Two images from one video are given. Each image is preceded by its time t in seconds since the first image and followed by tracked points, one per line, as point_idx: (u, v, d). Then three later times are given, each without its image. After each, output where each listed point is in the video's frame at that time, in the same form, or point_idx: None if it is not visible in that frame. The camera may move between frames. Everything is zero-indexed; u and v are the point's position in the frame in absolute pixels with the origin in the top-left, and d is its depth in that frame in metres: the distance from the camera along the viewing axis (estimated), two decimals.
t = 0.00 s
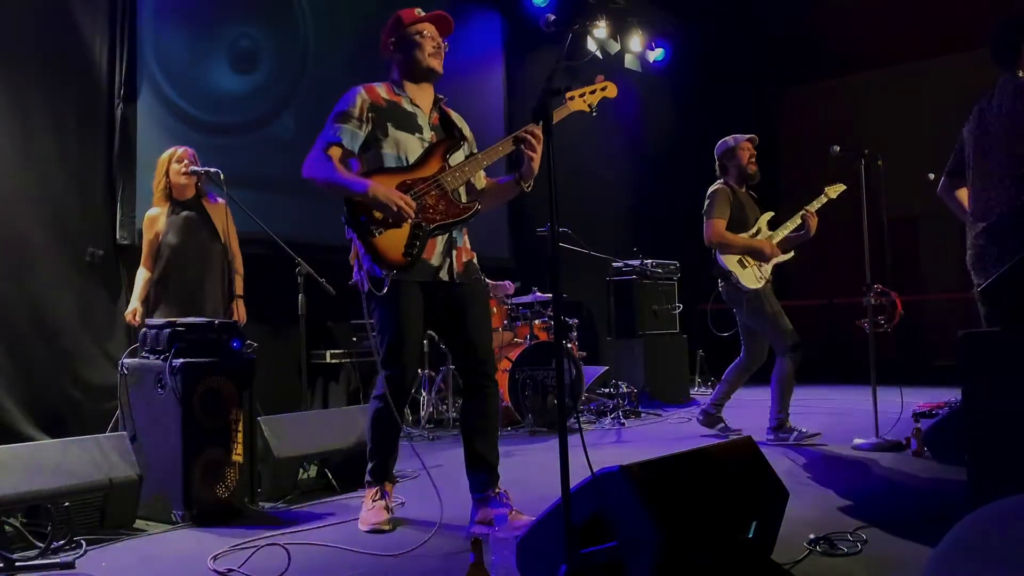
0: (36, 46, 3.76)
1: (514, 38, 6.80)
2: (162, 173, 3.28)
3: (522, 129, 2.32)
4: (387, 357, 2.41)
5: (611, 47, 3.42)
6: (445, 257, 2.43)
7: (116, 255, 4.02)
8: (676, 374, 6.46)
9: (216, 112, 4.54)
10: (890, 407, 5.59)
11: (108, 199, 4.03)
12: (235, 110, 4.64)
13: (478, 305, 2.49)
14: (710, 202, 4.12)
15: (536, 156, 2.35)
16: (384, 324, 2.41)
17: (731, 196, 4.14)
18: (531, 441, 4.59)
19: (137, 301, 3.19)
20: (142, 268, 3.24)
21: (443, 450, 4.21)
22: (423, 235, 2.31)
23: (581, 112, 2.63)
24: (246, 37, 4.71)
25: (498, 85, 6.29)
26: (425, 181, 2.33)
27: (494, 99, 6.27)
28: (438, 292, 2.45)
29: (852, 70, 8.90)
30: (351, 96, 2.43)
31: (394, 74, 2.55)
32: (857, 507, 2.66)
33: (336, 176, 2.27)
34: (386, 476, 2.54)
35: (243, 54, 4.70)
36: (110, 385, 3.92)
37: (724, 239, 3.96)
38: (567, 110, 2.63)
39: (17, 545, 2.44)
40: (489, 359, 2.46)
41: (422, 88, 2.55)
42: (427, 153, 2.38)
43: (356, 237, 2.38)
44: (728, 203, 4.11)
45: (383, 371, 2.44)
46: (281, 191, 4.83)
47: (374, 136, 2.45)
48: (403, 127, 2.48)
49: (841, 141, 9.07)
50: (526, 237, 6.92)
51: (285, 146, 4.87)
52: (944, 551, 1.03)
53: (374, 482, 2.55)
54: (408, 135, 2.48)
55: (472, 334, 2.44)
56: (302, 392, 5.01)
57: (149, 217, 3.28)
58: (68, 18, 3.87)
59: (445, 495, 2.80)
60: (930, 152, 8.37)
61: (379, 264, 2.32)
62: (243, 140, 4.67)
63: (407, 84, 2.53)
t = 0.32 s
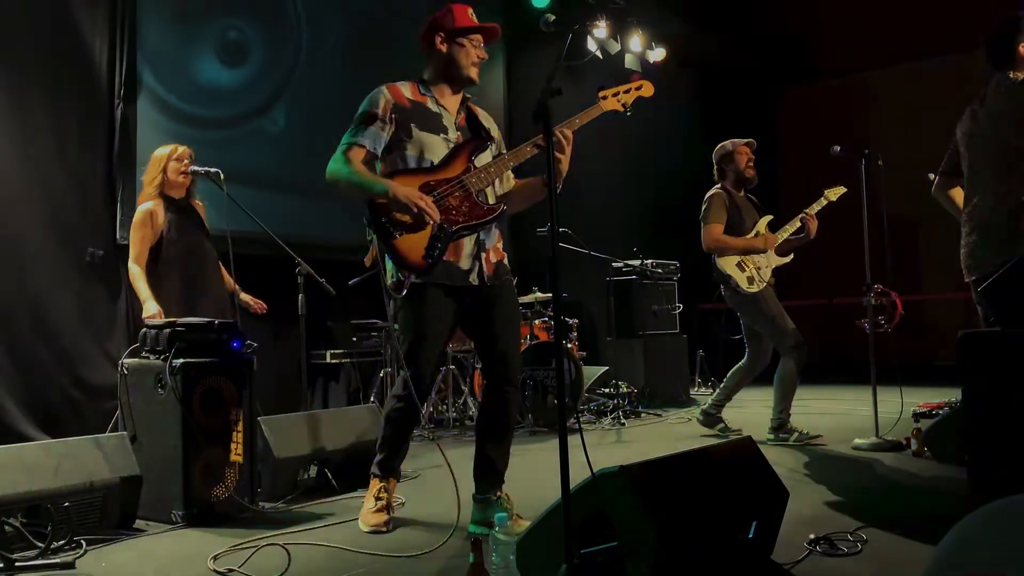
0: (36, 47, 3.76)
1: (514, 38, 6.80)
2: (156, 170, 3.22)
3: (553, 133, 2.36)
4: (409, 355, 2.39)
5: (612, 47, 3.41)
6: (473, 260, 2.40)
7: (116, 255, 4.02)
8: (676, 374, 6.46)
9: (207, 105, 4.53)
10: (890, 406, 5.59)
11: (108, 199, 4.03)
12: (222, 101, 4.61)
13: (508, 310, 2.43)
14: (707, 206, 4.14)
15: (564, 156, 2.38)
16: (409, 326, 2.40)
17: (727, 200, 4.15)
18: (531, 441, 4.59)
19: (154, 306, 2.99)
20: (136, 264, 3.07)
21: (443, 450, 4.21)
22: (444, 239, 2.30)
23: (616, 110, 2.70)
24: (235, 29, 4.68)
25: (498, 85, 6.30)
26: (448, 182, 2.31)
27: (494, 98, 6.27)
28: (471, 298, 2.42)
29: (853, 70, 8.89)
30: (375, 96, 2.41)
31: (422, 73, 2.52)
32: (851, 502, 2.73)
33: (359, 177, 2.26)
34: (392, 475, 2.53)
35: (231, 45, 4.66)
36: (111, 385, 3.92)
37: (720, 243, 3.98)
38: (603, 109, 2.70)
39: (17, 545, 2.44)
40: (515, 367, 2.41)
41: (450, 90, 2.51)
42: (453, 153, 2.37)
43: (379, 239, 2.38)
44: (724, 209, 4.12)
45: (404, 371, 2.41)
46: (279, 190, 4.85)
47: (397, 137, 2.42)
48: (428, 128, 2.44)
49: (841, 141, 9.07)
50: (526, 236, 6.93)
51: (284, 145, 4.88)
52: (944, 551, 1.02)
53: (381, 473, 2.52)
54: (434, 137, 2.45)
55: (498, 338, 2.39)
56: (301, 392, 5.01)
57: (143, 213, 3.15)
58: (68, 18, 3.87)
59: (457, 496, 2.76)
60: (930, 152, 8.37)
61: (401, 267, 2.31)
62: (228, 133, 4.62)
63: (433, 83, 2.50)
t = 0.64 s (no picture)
0: (36, 47, 3.76)
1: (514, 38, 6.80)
2: (154, 170, 3.21)
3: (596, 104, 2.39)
4: (444, 350, 2.30)
5: (611, 47, 3.40)
6: (506, 249, 2.35)
7: (116, 256, 4.02)
8: (676, 374, 6.47)
9: (200, 99, 4.49)
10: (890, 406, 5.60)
11: (108, 198, 4.03)
12: (212, 95, 4.55)
13: (525, 306, 2.39)
14: (706, 205, 4.15)
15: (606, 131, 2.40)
16: (439, 320, 2.30)
17: (726, 199, 4.15)
18: (531, 441, 4.59)
19: (144, 305, 3.02)
20: (134, 255, 3.06)
21: (443, 450, 4.21)
22: (482, 226, 2.26)
23: (635, 96, 2.86)
24: (225, 21, 4.61)
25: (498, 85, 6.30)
26: (480, 171, 2.29)
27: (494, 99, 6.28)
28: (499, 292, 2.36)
29: (853, 69, 8.89)
30: (400, 86, 2.35)
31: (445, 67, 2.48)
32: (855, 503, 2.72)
33: (386, 168, 2.20)
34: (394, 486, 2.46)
35: (221, 37, 4.59)
36: (110, 385, 3.92)
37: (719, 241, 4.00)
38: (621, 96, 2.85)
39: (18, 544, 2.47)
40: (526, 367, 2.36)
41: (473, 86, 2.47)
42: (481, 142, 2.34)
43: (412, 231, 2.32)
44: (723, 208, 4.12)
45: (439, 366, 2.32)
46: (277, 189, 4.86)
47: (424, 128, 2.36)
48: (455, 119, 2.39)
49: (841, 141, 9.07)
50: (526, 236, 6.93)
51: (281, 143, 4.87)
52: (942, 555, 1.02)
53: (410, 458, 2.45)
54: (460, 128, 2.40)
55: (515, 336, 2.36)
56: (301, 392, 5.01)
57: (142, 208, 3.13)
58: (67, 18, 3.87)
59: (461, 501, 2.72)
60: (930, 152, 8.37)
61: (436, 257, 2.24)
62: (222, 129, 4.58)
63: (457, 77, 2.46)
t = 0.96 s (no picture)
0: (36, 47, 3.75)
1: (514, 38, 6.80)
2: (153, 170, 3.20)
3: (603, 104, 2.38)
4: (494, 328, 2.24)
5: (612, 47, 3.39)
6: (519, 241, 2.36)
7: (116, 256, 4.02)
8: (676, 374, 6.46)
9: (189, 93, 4.49)
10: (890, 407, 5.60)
11: (108, 198, 4.02)
12: (202, 88, 4.56)
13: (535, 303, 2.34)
14: (709, 204, 4.15)
15: (613, 128, 2.39)
16: (473, 306, 2.26)
17: (729, 198, 4.15)
18: (531, 441, 4.59)
19: (131, 305, 3.05)
20: (124, 251, 3.07)
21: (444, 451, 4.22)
22: (494, 217, 2.26)
23: (644, 95, 2.85)
24: (217, 15, 4.62)
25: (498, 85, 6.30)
26: (493, 163, 2.29)
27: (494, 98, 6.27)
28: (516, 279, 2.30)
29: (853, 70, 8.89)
30: (415, 75, 2.32)
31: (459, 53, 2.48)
32: (858, 503, 2.71)
33: (400, 154, 2.17)
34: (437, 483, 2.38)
35: (212, 29, 4.59)
36: (110, 385, 3.91)
37: (723, 240, 3.99)
38: (632, 94, 2.84)
39: (17, 544, 2.47)
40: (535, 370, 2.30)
41: (486, 72, 2.48)
42: (494, 133, 2.33)
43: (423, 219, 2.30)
44: (726, 207, 4.13)
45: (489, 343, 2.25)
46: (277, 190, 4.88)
47: (437, 116, 2.35)
48: (468, 107, 2.39)
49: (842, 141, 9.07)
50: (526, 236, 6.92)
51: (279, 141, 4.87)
52: (942, 552, 1.03)
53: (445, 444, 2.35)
54: (474, 115, 2.40)
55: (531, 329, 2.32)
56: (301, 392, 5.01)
57: (140, 205, 3.14)
58: (68, 18, 3.86)
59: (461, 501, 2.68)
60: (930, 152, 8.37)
61: (447, 246, 2.22)
62: (209, 120, 4.58)
63: (470, 65, 2.46)
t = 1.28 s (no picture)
0: (37, 47, 3.76)
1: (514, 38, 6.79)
2: (152, 170, 3.22)
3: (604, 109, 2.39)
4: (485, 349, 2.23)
5: (612, 46, 3.41)
6: (525, 246, 2.37)
7: (116, 255, 4.02)
8: (677, 374, 6.45)
9: (179, 86, 4.37)
10: (891, 406, 5.59)
11: (108, 199, 4.02)
12: (193, 81, 4.45)
13: (537, 304, 2.37)
14: (712, 203, 4.15)
15: (615, 133, 2.40)
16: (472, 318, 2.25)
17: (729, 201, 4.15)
18: (531, 441, 4.59)
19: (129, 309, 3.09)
20: (128, 266, 3.16)
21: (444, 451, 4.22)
22: (502, 221, 2.27)
23: (647, 99, 2.85)
24: (207, 6, 4.50)
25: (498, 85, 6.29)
26: (500, 167, 2.29)
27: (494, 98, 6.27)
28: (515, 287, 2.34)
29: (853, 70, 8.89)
30: (418, 77, 2.34)
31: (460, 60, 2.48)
32: (860, 503, 2.71)
33: (410, 160, 2.16)
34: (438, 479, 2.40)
35: (200, 20, 4.46)
36: (110, 385, 3.91)
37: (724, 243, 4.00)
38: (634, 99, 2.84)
39: (17, 545, 2.47)
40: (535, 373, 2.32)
41: (489, 76, 2.46)
42: (500, 136, 2.32)
43: (431, 224, 2.30)
44: (729, 206, 4.12)
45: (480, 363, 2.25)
46: (278, 190, 4.87)
47: (443, 120, 2.36)
48: (473, 110, 2.39)
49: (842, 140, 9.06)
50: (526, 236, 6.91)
51: (277, 139, 4.85)
52: (942, 552, 1.02)
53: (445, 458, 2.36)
54: (479, 119, 2.39)
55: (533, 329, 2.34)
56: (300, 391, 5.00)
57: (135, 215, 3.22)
58: (68, 18, 3.87)
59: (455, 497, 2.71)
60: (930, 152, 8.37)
61: (459, 252, 2.21)
62: (200, 113, 4.47)
63: (473, 69, 2.45)
